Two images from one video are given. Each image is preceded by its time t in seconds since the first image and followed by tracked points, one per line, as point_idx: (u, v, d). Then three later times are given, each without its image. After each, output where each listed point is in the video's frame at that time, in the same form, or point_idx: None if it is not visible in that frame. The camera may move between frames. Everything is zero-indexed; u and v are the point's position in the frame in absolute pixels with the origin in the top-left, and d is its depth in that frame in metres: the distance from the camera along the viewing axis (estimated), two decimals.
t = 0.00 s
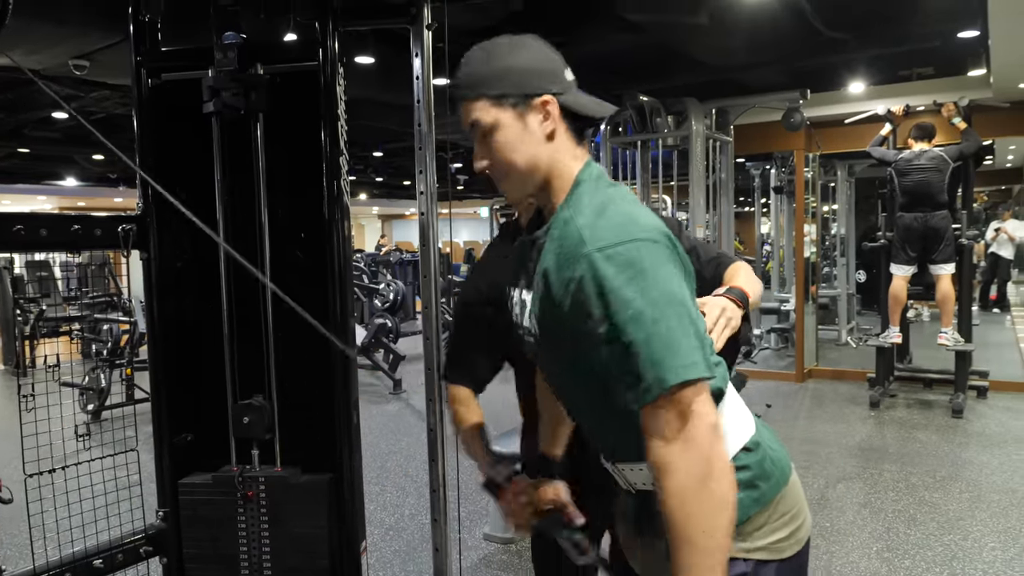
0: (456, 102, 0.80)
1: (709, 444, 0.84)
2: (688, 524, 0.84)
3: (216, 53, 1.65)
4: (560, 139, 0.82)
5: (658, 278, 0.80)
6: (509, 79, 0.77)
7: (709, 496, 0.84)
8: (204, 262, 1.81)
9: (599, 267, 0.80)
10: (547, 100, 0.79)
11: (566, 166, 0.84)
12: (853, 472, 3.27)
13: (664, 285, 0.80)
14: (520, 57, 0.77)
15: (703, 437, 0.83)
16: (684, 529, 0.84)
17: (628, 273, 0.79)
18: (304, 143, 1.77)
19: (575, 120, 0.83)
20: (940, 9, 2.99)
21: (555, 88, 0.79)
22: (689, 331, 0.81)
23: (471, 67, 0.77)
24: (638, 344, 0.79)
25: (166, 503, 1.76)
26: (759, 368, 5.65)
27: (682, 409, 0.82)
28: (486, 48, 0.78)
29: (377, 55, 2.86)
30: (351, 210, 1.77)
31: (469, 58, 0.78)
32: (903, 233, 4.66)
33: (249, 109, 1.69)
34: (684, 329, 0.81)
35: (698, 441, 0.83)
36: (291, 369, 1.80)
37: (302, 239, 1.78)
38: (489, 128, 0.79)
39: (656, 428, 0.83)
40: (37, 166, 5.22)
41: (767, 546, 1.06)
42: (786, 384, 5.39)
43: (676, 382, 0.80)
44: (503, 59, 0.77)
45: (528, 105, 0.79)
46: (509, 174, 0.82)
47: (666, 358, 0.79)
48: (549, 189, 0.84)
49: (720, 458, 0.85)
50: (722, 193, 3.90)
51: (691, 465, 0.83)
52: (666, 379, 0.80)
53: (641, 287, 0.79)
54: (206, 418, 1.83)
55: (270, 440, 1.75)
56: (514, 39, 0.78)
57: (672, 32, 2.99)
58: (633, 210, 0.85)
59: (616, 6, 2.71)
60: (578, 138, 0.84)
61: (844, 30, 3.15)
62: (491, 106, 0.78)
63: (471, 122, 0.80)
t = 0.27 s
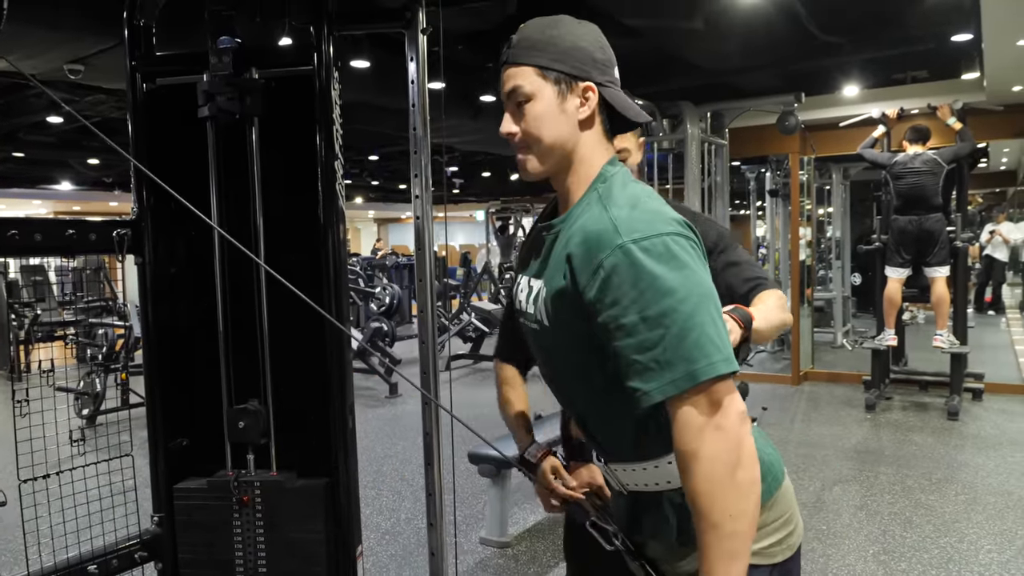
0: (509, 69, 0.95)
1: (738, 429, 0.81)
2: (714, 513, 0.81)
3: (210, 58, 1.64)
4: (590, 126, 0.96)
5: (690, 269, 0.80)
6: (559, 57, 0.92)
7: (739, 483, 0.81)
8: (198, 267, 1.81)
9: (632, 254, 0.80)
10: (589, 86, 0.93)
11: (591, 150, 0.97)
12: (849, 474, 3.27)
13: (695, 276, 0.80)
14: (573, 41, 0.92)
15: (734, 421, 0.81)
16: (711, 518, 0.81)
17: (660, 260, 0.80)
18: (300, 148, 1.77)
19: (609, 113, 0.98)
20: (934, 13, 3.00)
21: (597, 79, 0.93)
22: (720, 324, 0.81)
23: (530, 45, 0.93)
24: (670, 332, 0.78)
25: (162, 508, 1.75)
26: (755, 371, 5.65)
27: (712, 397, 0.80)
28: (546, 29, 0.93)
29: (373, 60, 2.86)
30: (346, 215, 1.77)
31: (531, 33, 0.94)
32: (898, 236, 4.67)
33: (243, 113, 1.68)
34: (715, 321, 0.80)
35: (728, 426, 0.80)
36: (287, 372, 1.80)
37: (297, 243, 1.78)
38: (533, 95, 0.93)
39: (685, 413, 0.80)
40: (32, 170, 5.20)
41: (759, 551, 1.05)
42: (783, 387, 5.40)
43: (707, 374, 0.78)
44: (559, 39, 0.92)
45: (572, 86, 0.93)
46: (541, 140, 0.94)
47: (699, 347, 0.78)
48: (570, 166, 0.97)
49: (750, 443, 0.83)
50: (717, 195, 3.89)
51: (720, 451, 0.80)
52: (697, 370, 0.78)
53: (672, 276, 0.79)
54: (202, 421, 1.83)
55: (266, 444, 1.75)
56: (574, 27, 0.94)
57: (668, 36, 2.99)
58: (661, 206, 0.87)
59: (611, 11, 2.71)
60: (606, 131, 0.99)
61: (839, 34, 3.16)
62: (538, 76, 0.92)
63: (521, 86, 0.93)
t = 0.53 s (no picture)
0: (495, 81, 0.91)
1: (717, 440, 0.82)
2: (689, 522, 0.82)
3: (207, 61, 1.64)
4: (581, 131, 0.94)
5: (678, 277, 0.80)
6: (546, 66, 0.88)
7: (715, 494, 0.82)
8: (196, 271, 1.81)
9: (622, 262, 0.80)
10: (577, 92, 0.91)
11: (584, 156, 0.96)
12: (847, 476, 3.27)
13: (683, 284, 0.80)
14: (558, 46, 0.89)
15: (714, 432, 0.82)
16: (687, 529, 0.82)
17: (648, 268, 0.79)
18: (298, 150, 1.77)
19: (600, 116, 0.95)
20: (930, 14, 3.00)
21: (583, 85, 0.91)
22: (705, 334, 0.81)
23: (515, 56, 0.89)
24: (655, 339, 0.78)
25: (159, 512, 1.74)
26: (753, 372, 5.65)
27: (694, 407, 0.80)
28: (530, 38, 0.90)
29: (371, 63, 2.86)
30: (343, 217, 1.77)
31: (515, 42, 0.89)
32: (894, 237, 4.68)
33: (240, 116, 1.67)
34: (700, 331, 0.80)
35: (706, 436, 0.81)
36: (285, 375, 1.80)
37: (294, 245, 1.78)
38: (524, 107, 0.89)
39: (667, 422, 0.81)
40: (29, 173, 5.19)
41: (761, 553, 1.05)
42: (781, 388, 5.40)
43: (689, 382, 0.78)
44: (543, 46, 0.89)
45: (561, 94, 0.90)
46: (534, 151, 0.92)
47: (682, 356, 0.78)
48: (565, 174, 0.95)
49: (728, 456, 0.84)
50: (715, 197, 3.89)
51: (698, 461, 0.81)
52: (680, 378, 0.78)
53: (657, 284, 0.79)
54: (200, 424, 1.83)
55: (264, 447, 1.74)
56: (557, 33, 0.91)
57: (664, 37, 2.99)
58: (655, 213, 0.87)
59: (608, 12, 2.73)
60: (597, 133, 0.97)
61: (835, 35, 3.16)
62: (525, 87, 0.89)
63: (510, 98, 0.89)
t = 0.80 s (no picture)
0: (440, 153, 0.88)
1: (623, 484, 0.76)
2: (570, 561, 0.77)
3: (199, 61, 1.63)
4: (537, 170, 0.88)
5: (624, 310, 0.74)
6: (485, 119, 0.84)
7: (605, 539, 0.76)
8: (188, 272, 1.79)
9: (572, 293, 0.76)
10: (520, 137, 0.86)
11: (548, 194, 0.90)
12: (840, 475, 3.29)
13: (628, 321, 0.73)
14: (493, 96, 0.85)
15: (621, 475, 0.75)
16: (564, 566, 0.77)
17: (593, 301, 0.74)
18: (290, 151, 1.76)
19: (551, 150, 0.89)
20: (922, 15, 3.01)
21: (525, 125, 0.86)
22: (646, 374, 0.73)
23: (452, 117, 0.86)
24: (585, 373, 0.74)
25: (152, 514, 1.74)
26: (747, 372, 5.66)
27: (609, 446, 0.75)
28: (462, 96, 0.86)
29: (364, 62, 2.84)
30: (336, 219, 1.75)
31: (448, 105, 0.86)
32: (886, 237, 4.69)
33: (232, 117, 1.66)
34: (639, 371, 0.73)
35: (610, 478, 0.75)
36: (278, 377, 1.80)
37: (287, 247, 1.78)
38: (471, 169, 0.87)
39: (579, 456, 0.76)
40: (20, 174, 5.17)
41: (778, 560, 1.04)
42: (775, 388, 5.41)
43: (620, 418, 0.73)
44: (475, 99, 0.85)
45: (504, 144, 0.85)
46: (494, 206, 0.89)
47: (618, 393, 0.73)
48: (535, 217, 0.90)
49: (630, 504, 0.77)
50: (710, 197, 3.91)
51: (594, 500, 0.75)
52: (606, 413, 0.73)
53: (596, 321, 0.74)
54: (194, 426, 1.82)
55: (256, 449, 1.73)
56: (489, 81, 0.87)
57: (658, 38, 2.99)
58: (624, 242, 0.80)
59: (601, 12, 2.72)
60: (554, 163, 0.90)
61: (828, 37, 3.16)
62: (469, 151, 0.86)
63: (457, 164, 0.87)
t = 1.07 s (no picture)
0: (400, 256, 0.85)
1: (512, 520, 0.70)
2: None
3: (194, 62, 1.63)
4: (497, 235, 0.85)
5: (557, 344, 0.74)
6: (434, 208, 0.81)
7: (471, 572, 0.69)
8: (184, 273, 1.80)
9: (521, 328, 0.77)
10: (471, 211, 0.82)
11: (517, 252, 0.86)
12: (836, 474, 3.29)
13: (564, 361, 0.72)
14: (435, 183, 0.81)
15: (508, 509, 0.70)
16: None
17: (535, 338, 0.75)
18: (287, 153, 1.76)
19: (502, 214, 0.86)
20: (917, 15, 3.01)
21: (473, 198, 0.82)
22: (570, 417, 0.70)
23: (399, 217, 0.81)
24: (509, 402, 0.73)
25: (148, 516, 1.73)
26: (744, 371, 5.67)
27: (509, 475, 0.70)
28: (401, 189, 0.82)
29: (359, 63, 2.83)
30: (332, 220, 1.75)
31: (390, 211, 0.83)
32: (882, 237, 4.69)
33: (228, 118, 1.66)
34: (564, 414, 0.70)
35: (497, 509, 0.70)
36: (275, 378, 1.80)
37: (283, 248, 1.78)
38: (435, 263, 0.83)
39: (479, 478, 0.72)
40: (17, 176, 5.16)
41: (802, 567, 1.03)
42: (771, 388, 5.42)
43: (530, 449, 0.69)
44: (417, 192, 0.81)
45: (456, 227, 0.82)
46: (469, 285, 0.86)
47: (539, 424, 0.70)
48: (513, 279, 0.87)
49: (510, 544, 0.70)
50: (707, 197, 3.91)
51: (473, 526, 0.70)
52: (514, 442, 0.70)
53: (531, 360, 0.73)
54: (191, 427, 1.82)
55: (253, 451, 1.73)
56: (424, 170, 0.83)
57: (654, 39, 2.98)
58: (589, 286, 0.80)
59: (598, 13, 2.71)
60: (508, 218, 0.87)
61: (824, 37, 3.15)
62: (427, 246, 0.81)
63: (418, 262, 0.84)
